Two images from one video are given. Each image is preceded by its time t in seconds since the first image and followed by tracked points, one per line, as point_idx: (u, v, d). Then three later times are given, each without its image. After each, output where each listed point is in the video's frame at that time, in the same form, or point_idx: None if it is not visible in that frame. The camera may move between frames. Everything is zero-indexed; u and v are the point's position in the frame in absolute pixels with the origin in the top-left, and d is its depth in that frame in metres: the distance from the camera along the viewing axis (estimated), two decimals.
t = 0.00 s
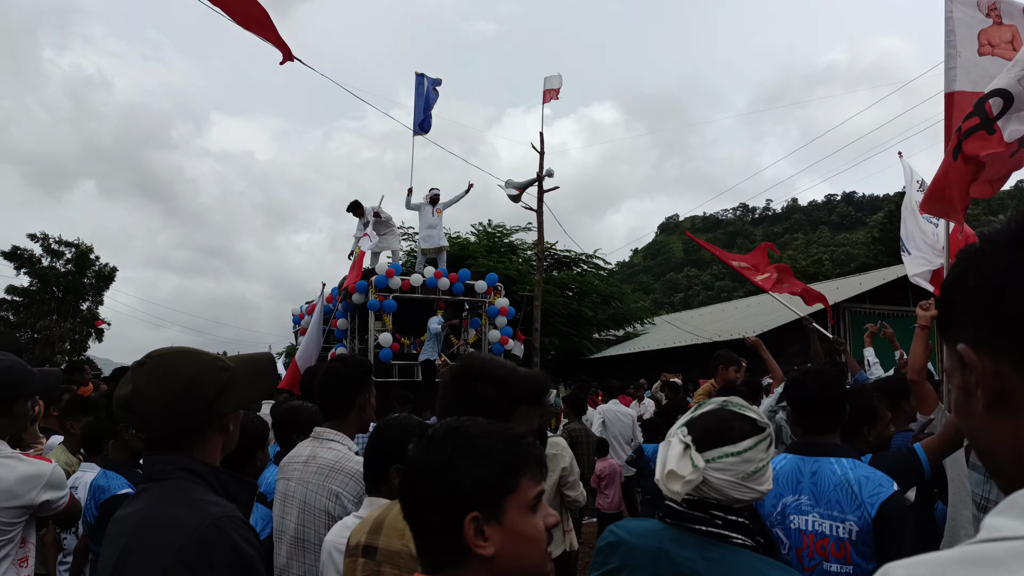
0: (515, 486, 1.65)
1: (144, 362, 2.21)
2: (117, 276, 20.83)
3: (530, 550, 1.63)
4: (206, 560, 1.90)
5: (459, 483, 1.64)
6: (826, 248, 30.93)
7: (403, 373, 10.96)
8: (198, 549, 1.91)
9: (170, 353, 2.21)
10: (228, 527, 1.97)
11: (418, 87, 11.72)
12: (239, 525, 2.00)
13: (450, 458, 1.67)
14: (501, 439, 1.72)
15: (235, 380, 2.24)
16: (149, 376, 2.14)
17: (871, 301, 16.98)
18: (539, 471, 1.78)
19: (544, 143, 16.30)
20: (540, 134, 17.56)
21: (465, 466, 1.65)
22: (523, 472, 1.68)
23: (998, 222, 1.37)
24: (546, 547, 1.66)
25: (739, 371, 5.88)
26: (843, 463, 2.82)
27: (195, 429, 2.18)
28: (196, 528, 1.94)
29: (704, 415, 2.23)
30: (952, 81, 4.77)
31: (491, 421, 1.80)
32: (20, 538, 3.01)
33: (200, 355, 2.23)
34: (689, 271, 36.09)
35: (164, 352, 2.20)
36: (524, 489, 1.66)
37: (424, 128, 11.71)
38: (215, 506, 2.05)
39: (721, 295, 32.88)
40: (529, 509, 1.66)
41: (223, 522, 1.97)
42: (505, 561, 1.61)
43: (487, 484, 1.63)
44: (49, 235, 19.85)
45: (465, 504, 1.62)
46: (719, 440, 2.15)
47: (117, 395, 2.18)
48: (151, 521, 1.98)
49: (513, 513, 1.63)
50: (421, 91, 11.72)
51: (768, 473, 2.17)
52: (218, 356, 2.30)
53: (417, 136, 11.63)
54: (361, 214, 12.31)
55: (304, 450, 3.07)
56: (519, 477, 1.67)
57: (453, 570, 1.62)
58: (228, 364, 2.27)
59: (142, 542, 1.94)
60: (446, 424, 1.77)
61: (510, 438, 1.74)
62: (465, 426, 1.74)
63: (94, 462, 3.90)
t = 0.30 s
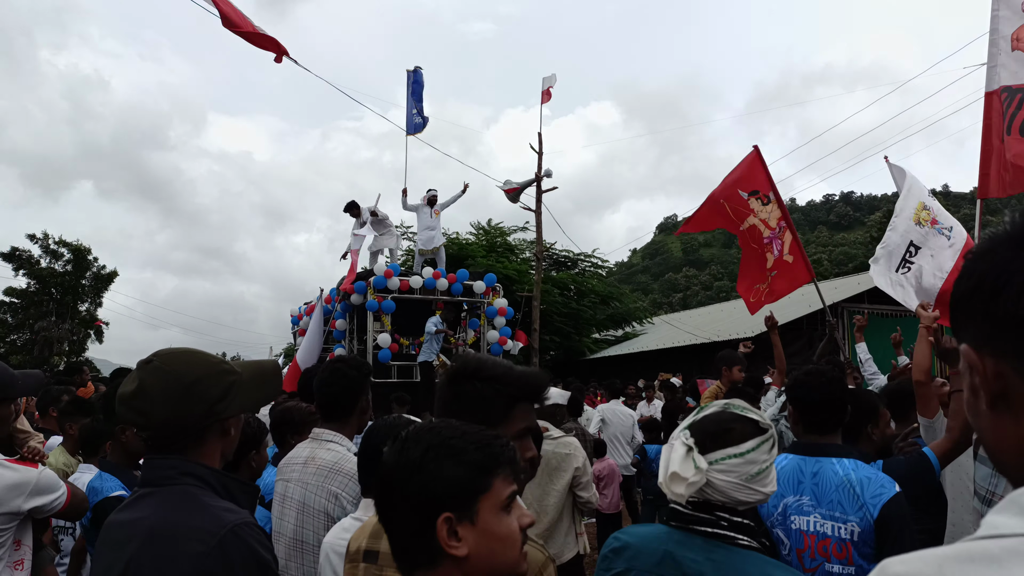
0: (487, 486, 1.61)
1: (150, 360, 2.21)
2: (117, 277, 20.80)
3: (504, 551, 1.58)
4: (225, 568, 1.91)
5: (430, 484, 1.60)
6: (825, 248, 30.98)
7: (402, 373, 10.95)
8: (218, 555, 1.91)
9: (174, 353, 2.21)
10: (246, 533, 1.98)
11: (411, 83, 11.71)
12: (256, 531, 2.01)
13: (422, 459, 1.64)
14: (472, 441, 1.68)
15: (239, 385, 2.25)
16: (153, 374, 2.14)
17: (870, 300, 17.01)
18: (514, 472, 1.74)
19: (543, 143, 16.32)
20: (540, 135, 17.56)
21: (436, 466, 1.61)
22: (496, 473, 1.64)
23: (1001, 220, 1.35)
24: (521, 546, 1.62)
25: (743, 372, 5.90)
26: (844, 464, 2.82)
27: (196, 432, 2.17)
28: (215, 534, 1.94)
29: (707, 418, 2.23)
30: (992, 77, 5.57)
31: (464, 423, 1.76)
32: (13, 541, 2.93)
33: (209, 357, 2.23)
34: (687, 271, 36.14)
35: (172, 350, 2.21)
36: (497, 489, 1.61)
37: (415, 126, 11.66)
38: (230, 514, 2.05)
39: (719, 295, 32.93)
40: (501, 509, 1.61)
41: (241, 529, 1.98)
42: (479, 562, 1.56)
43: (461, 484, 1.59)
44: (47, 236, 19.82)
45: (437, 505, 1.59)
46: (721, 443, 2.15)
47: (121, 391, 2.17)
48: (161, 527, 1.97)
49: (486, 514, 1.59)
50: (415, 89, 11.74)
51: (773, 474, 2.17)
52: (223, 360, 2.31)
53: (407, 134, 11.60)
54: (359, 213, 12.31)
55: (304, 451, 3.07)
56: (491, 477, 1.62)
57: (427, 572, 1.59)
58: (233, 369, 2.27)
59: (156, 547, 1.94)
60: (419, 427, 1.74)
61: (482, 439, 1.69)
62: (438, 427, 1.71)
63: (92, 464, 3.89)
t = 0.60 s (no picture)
0: (475, 495, 1.60)
1: (154, 365, 2.22)
2: (117, 285, 20.82)
3: (493, 560, 1.58)
4: None
5: (416, 491, 1.60)
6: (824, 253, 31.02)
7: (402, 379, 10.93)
8: (222, 564, 1.91)
9: (178, 358, 2.22)
10: (248, 541, 1.99)
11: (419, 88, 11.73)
12: (258, 538, 2.02)
13: (410, 467, 1.63)
14: (462, 449, 1.68)
15: (241, 392, 2.25)
16: (156, 380, 2.14)
17: (869, 305, 17.03)
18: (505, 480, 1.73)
19: (542, 149, 16.35)
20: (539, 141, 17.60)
21: (423, 474, 1.61)
22: (485, 481, 1.63)
23: (1005, 228, 1.36)
24: (513, 555, 1.62)
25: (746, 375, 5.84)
26: (849, 470, 2.82)
27: (197, 439, 2.18)
28: (219, 542, 1.94)
29: (711, 424, 2.23)
30: (999, 91, 5.59)
31: (454, 430, 1.76)
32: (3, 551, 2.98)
33: (212, 364, 2.24)
34: (687, 277, 36.13)
35: (176, 356, 2.21)
36: (486, 497, 1.61)
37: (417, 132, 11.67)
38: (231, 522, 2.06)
39: (719, 300, 32.96)
40: (490, 518, 1.60)
41: (244, 537, 1.99)
42: (468, 570, 1.56)
43: (450, 493, 1.59)
44: (47, 244, 19.85)
45: (424, 514, 1.59)
46: (731, 446, 2.15)
47: (123, 396, 2.17)
48: (166, 535, 1.97)
49: (475, 522, 1.59)
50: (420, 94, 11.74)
51: (781, 481, 2.17)
52: (227, 367, 2.32)
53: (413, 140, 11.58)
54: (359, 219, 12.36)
55: (301, 458, 3.06)
56: (481, 485, 1.62)
57: None
58: (236, 376, 2.28)
59: (158, 556, 1.94)
60: (409, 434, 1.74)
61: (471, 447, 1.69)
62: (427, 435, 1.71)
63: (91, 472, 3.89)
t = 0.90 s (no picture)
0: (480, 502, 1.58)
1: (167, 365, 2.22)
2: (128, 288, 20.94)
3: (497, 568, 1.56)
4: None
5: (420, 497, 1.58)
6: (833, 256, 30.85)
7: (410, 382, 10.91)
8: (227, 567, 1.91)
9: (190, 359, 2.23)
10: (254, 544, 1.98)
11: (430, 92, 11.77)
12: (265, 542, 2.02)
13: (415, 472, 1.62)
14: (468, 454, 1.65)
15: (251, 395, 2.25)
16: (169, 381, 2.15)
17: (880, 309, 16.92)
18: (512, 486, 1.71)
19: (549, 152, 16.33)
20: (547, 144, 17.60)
21: (428, 478, 1.60)
22: (491, 488, 1.61)
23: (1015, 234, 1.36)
24: (517, 563, 1.60)
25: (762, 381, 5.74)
26: (863, 476, 2.79)
27: (205, 441, 2.18)
28: (224, 545, 1.93)
29: (722, 429, 2.21)
30: (1009, 94, 5.82)
31: (461, 435, 1.73)
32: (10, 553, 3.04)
33: (224, 365, 2.24)
34: (695, 280, 35.99)
35: (188, 357, 2.21)
36: (492, 505, 1.59)
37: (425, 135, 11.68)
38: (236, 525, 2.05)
39: (727, 303, 32.84)
40: (495, 526, 1.59)
41: (249, 540, 1.98)
42: None
43: (453, 499, 1.57)
44: (60, 247, 20.00)
45: (427, 519, 1.57)
46: (743, 450, 2.15)
47: (134, 395, 2.18)
48: (172, 537, 1.97)
49: (479, 529, 1.57)
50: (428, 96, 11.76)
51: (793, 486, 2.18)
52: (239, 370, 2.32)
53: (421, 142, 11.58)
54: (369, 221, 12.38)
55: (308, 461, 3.06)
56: (486, 492, 1.60)
57: None
58: (247, 378, 2.28)
59: (162, 560, 1.93)
60: (416, 438, 1.72)
61: (478, 453, 1.66)
62: (433, 439, 1.69)
63: (101, 474, 3.90)
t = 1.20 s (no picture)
0: (484, 498, 1.60)
1: (170, 352, 2.24)
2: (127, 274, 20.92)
3: (495, 563, 1.58)
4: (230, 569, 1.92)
5: (424, 491, 1.59)
6: (832, 254, 30.87)
7: (407, 373, 10.92)
8: (223, 557, 1.92)
9: (194, 347, 2.24)
10: (251, 535, 2.00)
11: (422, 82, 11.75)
12: (261, 532, 2.03)
13: (420, 464, 1.63)
14: (472, 449, 1.66)
15: (254, 386, 2.26)
16: (173, 369, 2.16)
17: (877, 307, 16.95)
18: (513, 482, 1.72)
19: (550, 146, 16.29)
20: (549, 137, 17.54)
21: (433, 473, 1.61)
22: (495, 485, 1.62)
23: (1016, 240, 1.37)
24: (515, 561, 1.62)
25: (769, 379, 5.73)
26: (858, 474, 2.81)
27: (205, 430, 2.19)
28: (221, 535, 1.95)
29: (722, 425, 2.23)
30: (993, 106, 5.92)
31: (467, 430, 1.74)
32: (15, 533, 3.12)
33: (228, 355, 2.26)
34: (694, 276, 36.03)
35: (192, 344, 2.23)
36: (495, 501, 1.61)
37: (423, 125, 11.63)
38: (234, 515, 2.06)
39: (725, 299, 32.87)
40: (496, 523, 1.60)
41: (245, 530, 1.99)
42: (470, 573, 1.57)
43: (457, 494, 1.58)
44: (61, 231, 19.99)
45: (430, 513, 1.58)
46: (743, 448, 2.16)
47: (136, 380, 2.19)
48: (170, 525, 1.98)
49: (480, 525, 1.59)
50: (425, 87, 11.76)
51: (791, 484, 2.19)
52: (242, 360, 2.33)
53: (419, 132, 11.55)
54: (369, 210, 12.37)
55: (306, 449, 3.08)
56: (489, 489, 1.61)
57: None
58: (250, 369, 2.30)
59: (160, 549, 1.95)
60: (421, 430, 1.73)
61: (482, 448, 1.67)
62: (439, 432, 1.70)
63: (99, 458, 3.91)
